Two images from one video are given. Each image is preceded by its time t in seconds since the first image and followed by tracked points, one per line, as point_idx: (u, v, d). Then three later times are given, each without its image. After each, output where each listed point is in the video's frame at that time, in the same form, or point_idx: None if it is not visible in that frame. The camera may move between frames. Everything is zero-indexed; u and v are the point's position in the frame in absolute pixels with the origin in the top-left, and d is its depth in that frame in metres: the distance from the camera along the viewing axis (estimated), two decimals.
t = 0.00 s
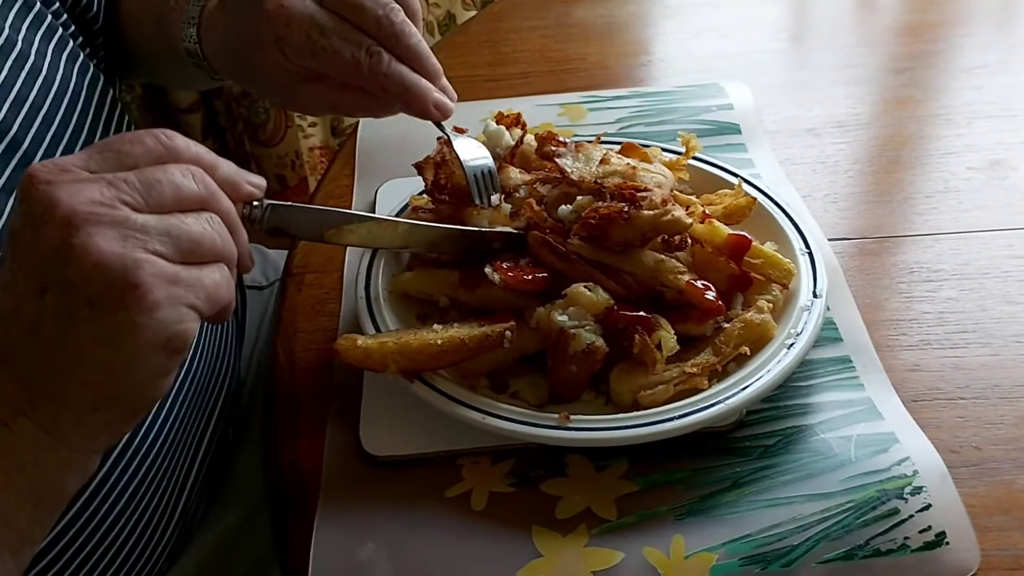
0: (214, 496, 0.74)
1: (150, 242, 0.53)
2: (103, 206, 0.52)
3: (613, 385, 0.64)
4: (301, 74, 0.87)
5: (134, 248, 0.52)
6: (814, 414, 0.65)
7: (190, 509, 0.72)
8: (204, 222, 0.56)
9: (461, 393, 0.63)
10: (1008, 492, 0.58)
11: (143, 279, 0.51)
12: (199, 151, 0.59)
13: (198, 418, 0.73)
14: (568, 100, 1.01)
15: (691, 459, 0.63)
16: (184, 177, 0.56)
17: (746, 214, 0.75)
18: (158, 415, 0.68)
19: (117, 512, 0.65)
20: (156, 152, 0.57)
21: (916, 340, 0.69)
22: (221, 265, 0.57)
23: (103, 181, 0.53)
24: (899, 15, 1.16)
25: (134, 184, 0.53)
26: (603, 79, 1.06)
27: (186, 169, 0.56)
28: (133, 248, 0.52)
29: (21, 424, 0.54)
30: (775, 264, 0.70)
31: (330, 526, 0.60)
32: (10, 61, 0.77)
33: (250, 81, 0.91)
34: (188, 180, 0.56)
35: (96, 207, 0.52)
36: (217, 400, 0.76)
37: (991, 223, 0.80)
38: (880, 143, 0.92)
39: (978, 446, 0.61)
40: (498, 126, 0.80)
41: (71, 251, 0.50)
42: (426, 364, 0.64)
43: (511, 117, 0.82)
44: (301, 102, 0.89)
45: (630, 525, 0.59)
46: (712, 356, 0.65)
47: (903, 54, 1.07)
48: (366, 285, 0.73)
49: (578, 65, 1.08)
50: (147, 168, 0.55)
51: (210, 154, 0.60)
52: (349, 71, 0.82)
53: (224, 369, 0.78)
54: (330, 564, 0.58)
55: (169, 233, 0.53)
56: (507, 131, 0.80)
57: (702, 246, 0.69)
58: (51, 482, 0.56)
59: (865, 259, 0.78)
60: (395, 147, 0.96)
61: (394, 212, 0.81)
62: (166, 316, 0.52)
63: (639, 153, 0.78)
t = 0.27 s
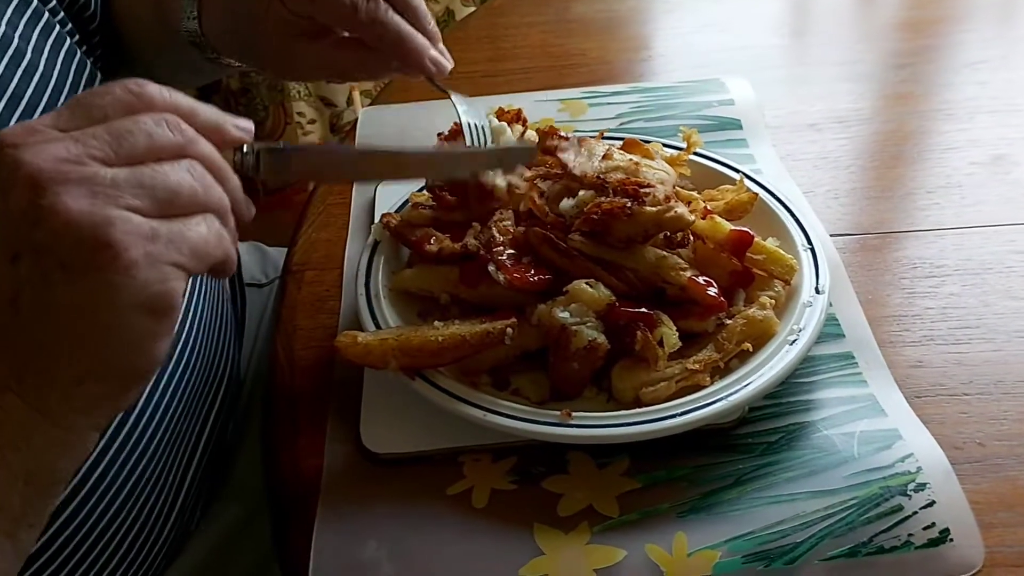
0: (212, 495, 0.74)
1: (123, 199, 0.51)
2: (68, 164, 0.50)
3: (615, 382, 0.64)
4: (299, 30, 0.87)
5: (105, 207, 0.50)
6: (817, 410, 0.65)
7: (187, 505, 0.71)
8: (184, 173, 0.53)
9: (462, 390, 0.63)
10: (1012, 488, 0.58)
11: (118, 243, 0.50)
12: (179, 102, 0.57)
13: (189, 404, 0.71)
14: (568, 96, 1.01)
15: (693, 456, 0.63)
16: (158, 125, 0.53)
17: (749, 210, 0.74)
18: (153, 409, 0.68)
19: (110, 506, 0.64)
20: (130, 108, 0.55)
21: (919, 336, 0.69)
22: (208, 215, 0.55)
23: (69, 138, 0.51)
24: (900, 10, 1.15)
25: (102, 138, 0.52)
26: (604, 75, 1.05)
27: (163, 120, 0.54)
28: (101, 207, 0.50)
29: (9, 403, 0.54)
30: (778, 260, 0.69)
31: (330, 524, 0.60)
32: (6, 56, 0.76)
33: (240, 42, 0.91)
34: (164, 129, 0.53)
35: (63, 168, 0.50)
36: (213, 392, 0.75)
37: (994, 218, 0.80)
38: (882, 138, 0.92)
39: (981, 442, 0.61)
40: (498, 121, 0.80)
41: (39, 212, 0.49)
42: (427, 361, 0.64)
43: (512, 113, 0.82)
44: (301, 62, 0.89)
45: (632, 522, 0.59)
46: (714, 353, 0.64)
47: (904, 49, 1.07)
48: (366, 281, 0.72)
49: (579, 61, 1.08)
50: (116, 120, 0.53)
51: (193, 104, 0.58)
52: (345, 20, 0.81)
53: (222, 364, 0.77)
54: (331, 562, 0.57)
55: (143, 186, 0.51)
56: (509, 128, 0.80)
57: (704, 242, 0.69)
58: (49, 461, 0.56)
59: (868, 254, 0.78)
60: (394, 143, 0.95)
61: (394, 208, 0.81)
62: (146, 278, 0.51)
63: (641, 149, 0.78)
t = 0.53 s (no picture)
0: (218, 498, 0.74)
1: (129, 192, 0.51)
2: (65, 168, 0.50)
3: (621, 381, 0.63)
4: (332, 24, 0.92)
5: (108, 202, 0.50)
6: (824, 410, 0.65)
7: (198, 508, 0.71)
8: (187, 157, 0.53)
9: (469, 390, 0.63)
10: (1021, 488, 0.57)
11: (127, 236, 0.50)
12: (171, 81, 0.57)
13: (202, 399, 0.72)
14: (573, 95, 1.01)
15: (700, 456, 0.62)
16: (152, 112, 0.53)
17: (755, 209, 0.74)
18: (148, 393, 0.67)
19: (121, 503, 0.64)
20: (122, 95, 0.55)
21: (927, 335, 0.69)
22: (220, 201, 0.55)
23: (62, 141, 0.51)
24: (904, 9, 1.15)
25: (96, 135, 0.52)
26: (608, 74, 1.05)
27: (155, 106, 0.53)
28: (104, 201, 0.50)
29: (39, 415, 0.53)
30: (785, 259, 0.69)
31: (337, 524, 0.60)
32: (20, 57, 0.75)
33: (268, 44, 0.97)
34: (156, 112, 0.53)
35: (60, 170, 0.50)
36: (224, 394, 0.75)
37: (1000, 218, 0.80)
38: (888, 137, 0.92)
39: (989, 442, 0.60)
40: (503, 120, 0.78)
41: (44, 221, 0.49)
42: (433, 361, 0.64)
43: (517, 112, 0.81)
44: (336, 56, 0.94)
45: (639, 522, 0.59)
46: (721, 352, 0.64)
47: (909, 48, 1.07)
48: (371, 281, 0.72)
49: (582, 60, 1.08)
50: (112, 114, 0.53)
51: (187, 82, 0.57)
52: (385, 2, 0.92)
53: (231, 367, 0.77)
54: (338, 562, 0.57)
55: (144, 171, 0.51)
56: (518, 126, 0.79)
57: (710, 241, 0.69)
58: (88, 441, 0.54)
59: (874, 254, 0.77)
60: (399, 143, 0.95)
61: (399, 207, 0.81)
62: (162, 283, 0.51)
63: (647, 148, 0.78)
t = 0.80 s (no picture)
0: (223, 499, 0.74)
1: (278, 333, 0.37)
2: (113, 329, 0.35)
3: (625, 377, 0.63)
4: None
5: (224, 361, 0.35)
6: (829, 406, 0.64)
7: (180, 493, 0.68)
8: (346, 337, 0.38)
9: (473, 386, 0.63)
10: None
11: (313, 345, 0.37)
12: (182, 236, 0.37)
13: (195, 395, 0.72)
14: (576, 90, 1.00)
15: (704, 451, 0.62)
16: (208, 250, 0.36)
17: (759, 204, 0.74)
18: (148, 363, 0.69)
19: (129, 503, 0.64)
20: (237, 259, 0.37)
21: (931, 331, 0.69)
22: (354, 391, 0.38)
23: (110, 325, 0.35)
24: (908, 4, 1.15)
25: (173, 305, 0.36)
26: (611, 69, 1.05)
27: (236, 224, 0.37)
28: (249, 338, 0.36)
29: None
30: (790, 254, 0.69)
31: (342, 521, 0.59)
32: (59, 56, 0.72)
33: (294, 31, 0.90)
34: (243, 255, 0.37)
35: (199, 354, 0.35)
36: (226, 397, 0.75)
37: (1005, 213, 0.80)
38: (892, 133, 0.91)
39: (995, 439, 0.60)
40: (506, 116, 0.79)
41: (208, 459, 0.34)
42: (437, 357, 0.63)
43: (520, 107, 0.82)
44: (370, 21, 0.85)
45: (643, 519, 0.58)
46: (726, 348, 0.64)
47: (913, 44, 1.06)
48: (374, 277, 0.72)
49: (585, 56, 1.07)
50: (246, 291, 0.37)
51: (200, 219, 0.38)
52: None
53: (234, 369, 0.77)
54: (343, 560, 0.57)
55: (297, 284, 0.38)
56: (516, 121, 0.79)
57: (715, 236, 0.69)
58: None
59: (878, 250, 0.77)
60: (401, 138, 0.95)
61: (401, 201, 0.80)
62: (282, 464, 0.35)
63: (651, 143, 0.77)
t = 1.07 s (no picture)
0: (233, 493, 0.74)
1: (467, 478, 0.44)
2: (334, 492, 0.41)
3: (627, 373, 0.63)
4: None
5: (437, 519, 0.43)
6: (831, 402, 0.64)
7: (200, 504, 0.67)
8: (520, 472, 0.46)
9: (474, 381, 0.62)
10: None
11: (496, 488, 0.45)
12: (391, 410, 0.41)
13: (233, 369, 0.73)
14: (578, 86, 1.00)
15: (706, 448, 0.62)
16: (419, 418, 0.41)
17: (763, 201, 0.74)
18: (220, 336, 0.72)
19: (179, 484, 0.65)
20: (447, 419, 0.42)
21: (934, 328, 0.68)
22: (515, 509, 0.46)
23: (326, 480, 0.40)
24: None
25: (378, 467, 0.41)
26: (612, 65, 1.04)
27: (436, 377, 0.42)
28: (446, 487, 0.43)
29: None
30: (793, 251, 0.68)
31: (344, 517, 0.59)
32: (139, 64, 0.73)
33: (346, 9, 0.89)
34: (451, 415, 0.42)
35: (392, 499, 0.42)
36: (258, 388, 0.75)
37: (1007, 210, 0.79)
38: (894, 129, 0.91)
39: (998, 435, 0.60)
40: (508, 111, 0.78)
41: None
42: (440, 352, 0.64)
43: (521, 102, 0.81)
44: None
45: (645, 515, 0.58)
46: (728, 345, 0.64)
47: (915, 40, 1.06)
48: (375, 273, 0.72)
49: (586, 52, 1.07)
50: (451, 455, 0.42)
51: (399, 394, 0.42)
52: None
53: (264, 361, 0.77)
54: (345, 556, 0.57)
55: (488, 434, 0.44)
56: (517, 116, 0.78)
57: (717, 233, 0.69)
58: None
59: (880, 246, 0.77)
60: (402, 134, 0.95)
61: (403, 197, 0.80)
62: None
63: (653, 139, 0.77)
